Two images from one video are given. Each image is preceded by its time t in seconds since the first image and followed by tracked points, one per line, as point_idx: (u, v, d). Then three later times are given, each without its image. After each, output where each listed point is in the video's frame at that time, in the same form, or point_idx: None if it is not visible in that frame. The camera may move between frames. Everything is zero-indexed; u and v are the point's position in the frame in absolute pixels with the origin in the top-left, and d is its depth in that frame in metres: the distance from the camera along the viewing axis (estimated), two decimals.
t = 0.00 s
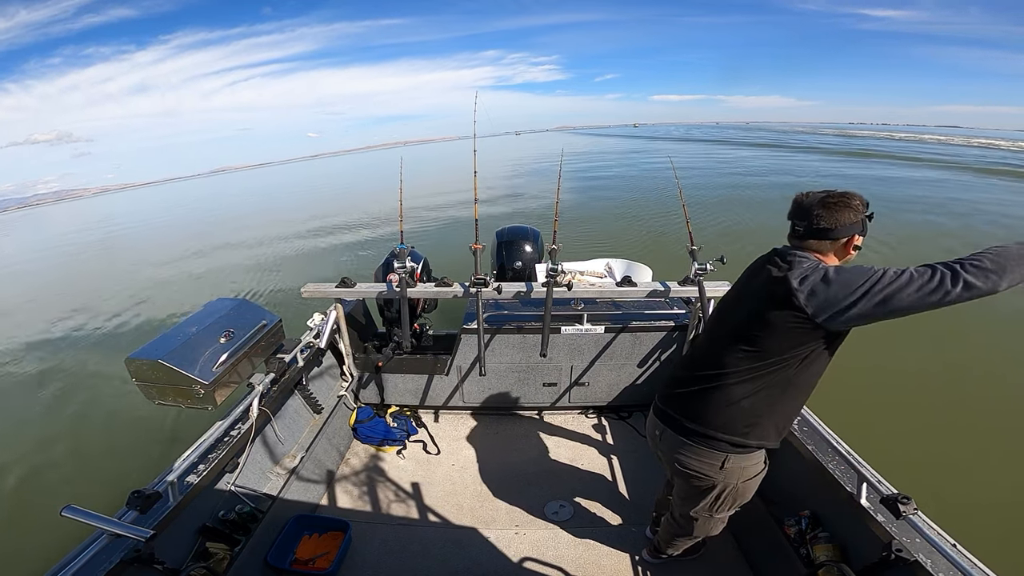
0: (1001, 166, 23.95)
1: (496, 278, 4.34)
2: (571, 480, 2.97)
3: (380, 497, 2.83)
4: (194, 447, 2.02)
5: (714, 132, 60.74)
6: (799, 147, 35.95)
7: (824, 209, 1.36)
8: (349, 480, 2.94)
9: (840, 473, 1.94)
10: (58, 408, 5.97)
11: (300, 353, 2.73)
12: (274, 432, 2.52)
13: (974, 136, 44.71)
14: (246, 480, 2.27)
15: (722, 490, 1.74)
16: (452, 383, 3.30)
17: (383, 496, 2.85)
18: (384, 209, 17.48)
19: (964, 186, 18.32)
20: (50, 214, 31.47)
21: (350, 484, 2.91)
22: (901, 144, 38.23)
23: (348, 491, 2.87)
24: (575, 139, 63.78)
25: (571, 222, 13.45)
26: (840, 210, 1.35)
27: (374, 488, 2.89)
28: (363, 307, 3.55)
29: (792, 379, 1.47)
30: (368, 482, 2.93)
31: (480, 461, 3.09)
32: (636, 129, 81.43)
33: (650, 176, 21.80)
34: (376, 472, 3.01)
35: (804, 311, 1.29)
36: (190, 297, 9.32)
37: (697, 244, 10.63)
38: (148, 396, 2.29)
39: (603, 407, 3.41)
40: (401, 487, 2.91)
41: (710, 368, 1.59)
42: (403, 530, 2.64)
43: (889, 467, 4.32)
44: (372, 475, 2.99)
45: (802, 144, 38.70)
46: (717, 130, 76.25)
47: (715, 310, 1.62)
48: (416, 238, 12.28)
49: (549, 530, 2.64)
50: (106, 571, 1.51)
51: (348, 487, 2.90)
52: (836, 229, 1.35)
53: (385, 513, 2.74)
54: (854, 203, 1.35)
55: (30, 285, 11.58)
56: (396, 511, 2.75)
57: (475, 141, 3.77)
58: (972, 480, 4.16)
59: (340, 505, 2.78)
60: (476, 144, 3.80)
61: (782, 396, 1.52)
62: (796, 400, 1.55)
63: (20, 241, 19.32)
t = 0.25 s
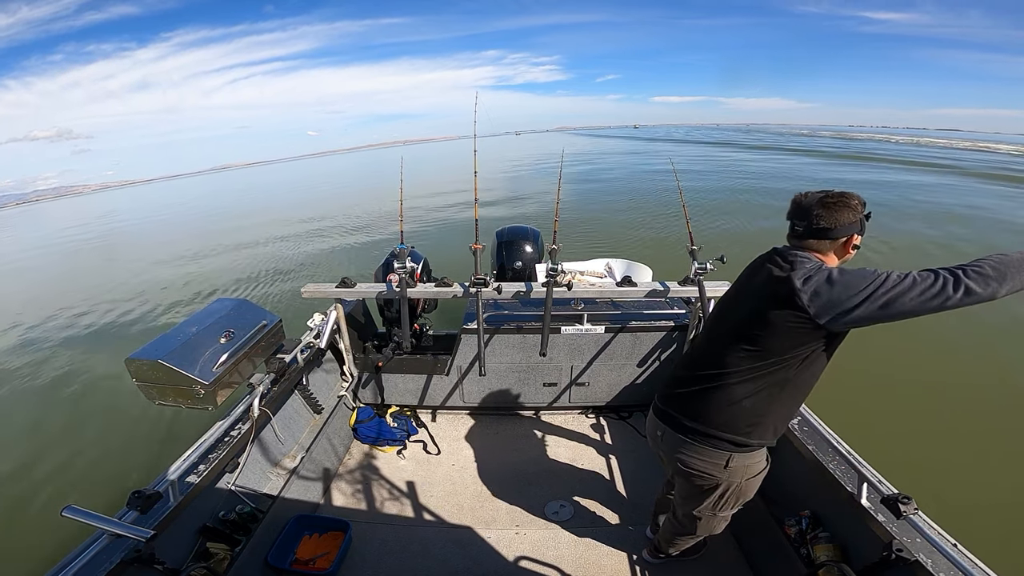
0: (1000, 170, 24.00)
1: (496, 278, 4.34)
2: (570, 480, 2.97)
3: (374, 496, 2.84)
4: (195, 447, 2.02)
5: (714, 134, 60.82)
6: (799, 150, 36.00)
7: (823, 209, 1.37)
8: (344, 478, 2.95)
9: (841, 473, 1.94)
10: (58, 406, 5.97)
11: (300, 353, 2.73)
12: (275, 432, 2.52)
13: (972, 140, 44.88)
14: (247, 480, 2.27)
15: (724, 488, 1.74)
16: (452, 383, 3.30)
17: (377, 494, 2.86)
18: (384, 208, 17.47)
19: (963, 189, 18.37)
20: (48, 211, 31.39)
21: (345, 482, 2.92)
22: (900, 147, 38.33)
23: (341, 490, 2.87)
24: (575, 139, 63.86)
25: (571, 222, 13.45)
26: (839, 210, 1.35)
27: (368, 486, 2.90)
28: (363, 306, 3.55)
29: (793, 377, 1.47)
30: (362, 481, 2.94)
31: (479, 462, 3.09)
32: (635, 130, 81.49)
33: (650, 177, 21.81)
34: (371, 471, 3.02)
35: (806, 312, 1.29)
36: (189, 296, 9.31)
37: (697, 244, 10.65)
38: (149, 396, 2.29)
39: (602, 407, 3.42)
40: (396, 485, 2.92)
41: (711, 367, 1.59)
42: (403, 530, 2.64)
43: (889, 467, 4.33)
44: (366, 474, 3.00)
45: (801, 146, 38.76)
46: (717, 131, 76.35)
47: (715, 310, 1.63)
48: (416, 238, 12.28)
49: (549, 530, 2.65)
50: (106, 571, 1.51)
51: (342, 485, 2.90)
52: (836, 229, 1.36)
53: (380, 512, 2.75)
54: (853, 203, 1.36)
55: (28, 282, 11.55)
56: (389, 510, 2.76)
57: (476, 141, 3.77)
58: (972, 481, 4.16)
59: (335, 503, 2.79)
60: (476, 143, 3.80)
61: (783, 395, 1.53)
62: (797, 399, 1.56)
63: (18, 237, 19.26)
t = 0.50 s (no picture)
0: (999, 172, 24.02)
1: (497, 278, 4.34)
2: (570, 481, 2.98)
3: (372, 495, 2.84)
4: (194, 447, 2.02)
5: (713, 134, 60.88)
6: (799, 151, 36.02)
7: (821, 209, 1.37)
8: (342, 478, 2.96)
9: (841, 473, 1.94)
10: (58, 404, 5.98)
11: (300, 353, 2.73)
12: (275, 432, 2.52)
13: (975, 143, 44.79)
14: (247, 480, 2.27)
15: (723, 489, 1.74)
16: (452, 383, 3.30)
17: (375, 493, 2.86)
18: (384, 208, 17.47)
19: (963, 191, 18.39)
20: (48, 210, 31.37)
21: (343, 482, 2.92)
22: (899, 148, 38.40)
23: (339, 489, 2.88)
24: (575, 140, 63.91)
25: (571, 222, 13.46)
26: (837, 211, 1.36)
27: (366, 486, 2.91)
28: (363, 306, 3.55)
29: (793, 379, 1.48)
30: (360, 480, 2.94)
31: (479, 462, 3.10)
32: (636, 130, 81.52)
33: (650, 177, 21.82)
34: (369, 471, 3.02)
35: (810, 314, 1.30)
36: (189, 295, 9.32)
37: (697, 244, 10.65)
38: (149, 396, 2.29)
39: (602, 407, 3.42)
40: (394, 485, 2.92)
41: (712, 368, 1.59)
42: (403, 530, 2.64)
43: (889, 467, 4.32)
44: (365, 473, 3.00)
45: (801, 147, 38.78)
46: (717, 132, 76.43)
47: (714, 310, 1.62)
48: (416, 238, 12.28)
49: (549, 530, 2.65)
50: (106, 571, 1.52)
51: (340, 485, 2.91)
52: (834, 230, 1.36)
53: (379, 511, 2.75)
54: (852, 203, 1.36)
55: (29, 281, 11.55)
56: (388, 509, 2.76)
57: (476, 141, 3.77)
58: (973, 481, 4.16)
59: (333, 503, 2.79)
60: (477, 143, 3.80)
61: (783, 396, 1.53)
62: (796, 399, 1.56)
63: (18, 236, 19.24)
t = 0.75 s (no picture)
0: (999, 173, 24.03)
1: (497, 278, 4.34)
2: (570, 481, 2.97)
3: (372, 494, 2.85)
4: (194, 447, 2.02)
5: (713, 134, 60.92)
6: (799, 151, 36.01)
7: (814, 210, 1.38)
8: (343, 478, 2.95)
9: (841, 473, 1.94)
10: (58, 404, 5.98)
11: (300, 353, 2.73)
12: (274, 431, 2.52)
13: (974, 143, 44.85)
14: (247, 480, 2.27)
15: (719, 489, 1.74)
16: (452, 383, 3.30)
17: (374, 492, 2.87)
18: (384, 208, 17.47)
19: (963, 192, 18.39)
20: (48, 210, 31.36)
21: (343, 482, 2.93)
22: (899, 148, 38.40)
23: (340, 489, 2.88)
24: (575, 140, 63.96)
25: (571, 222, 13.45)
26: (829, 211, 1.36)
27: (367, 486, 2.90)
28: (363, 306, 3.55)
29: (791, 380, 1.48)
30: (360, 480, 2.94)
31: (478, 462, 3.10)
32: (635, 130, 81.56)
33: (650, 177, 21.82)
34: (368, 471, 3.02)
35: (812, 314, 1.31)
36: (189, 295, 9.32)
37: (697, 244, 10.66)
38: (149, 396, 2.29)
39: (602, 407, 3.42)
40: (393, 485, 2.92)
41: (709, 368, 1.59)
42: (403, 530, 2.64)
43: (889, 467, 4.32)
44: (365, 473, 3.00)
45: (801, 148, 38.78)
46: (716, 132, 76.45)
47: (713, 309, 1.62)
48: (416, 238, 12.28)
49: (549, 530, 2.65)
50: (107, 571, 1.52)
51: (341, 485, 2.90)
52: (827, 230, 1.36)
53: (380, 511, 2.75)
54: (846, 204, 1.36)
55: (29, 281, 11.56)
56: (389, 509, 2.76)
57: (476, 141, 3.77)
58: (973, 482, 4.16)
59: (336, 503, 2.79)
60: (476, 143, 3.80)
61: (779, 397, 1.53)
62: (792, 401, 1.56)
63: (18, 237, 19.23)
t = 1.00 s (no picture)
0: (999, 171, 23.99)
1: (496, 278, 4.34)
2: (570, 481, 2.97)
3: (377, 497, 2.84)
4: (195, 447, 2.01)
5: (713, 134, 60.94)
6: (799, 150, 35.99)
7: (809, 211, 1.38)
8: (346, 480, 2.94)
9: (840, 474, 1.94)
10: (59, 406, 5.98)
11: (300, 353, 2.72)
12: (275, 432, 2.52)
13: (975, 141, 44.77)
14: (247, 480, 2.27)
15: (716, 489, 1.74)
16: (452, 383, 3.30)
17: (380, 495, 2.86)
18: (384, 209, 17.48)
19: (964, 190, 18.36)
20: (48, 213, 31.40)
21: (348, 484, 2.92)
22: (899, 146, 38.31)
23: (344, 491, 2.88)
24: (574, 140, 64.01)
25: (571, 222, 13.45)
26: (825, 211, 1.36)
27: (371, 488, 2.90)
28: (363, 307, 3.54)
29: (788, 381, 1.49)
30: (365, 482, 2.94)
31: (479, 462, 3.09)
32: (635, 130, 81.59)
33: (650, 176, 21.83)
34: (374, 472, 3.01)
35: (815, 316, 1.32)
36: (190, 297, 9.33)
37: (697, 244, 10.65)
38: (149, 396, 2.28)
39: (603, 407, 3.42)
40: (399, 487, 2.92)
41: (707, 367, 1.58)
42: (404, 530, 2.64)
43: (889, 467, 4.31)
44: (369, 475, 2.99)
45: (801, 147, 38.76)
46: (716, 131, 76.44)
47: (711, 308, 1.61)
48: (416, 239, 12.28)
49: (550, 530, 2.64)
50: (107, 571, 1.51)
51: (345, 487, 2.90)
52: (822, 230, 1.37)
53: (383, 512, 2.75)
54: (843, 204, 1.35)
55: (30, 284, 11.58)
56: (393, 510, 2.76)
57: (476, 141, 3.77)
58: (973, 482, 4.15)
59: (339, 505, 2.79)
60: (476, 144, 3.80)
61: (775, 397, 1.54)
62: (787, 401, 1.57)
63: (19, 240, 19.27)
